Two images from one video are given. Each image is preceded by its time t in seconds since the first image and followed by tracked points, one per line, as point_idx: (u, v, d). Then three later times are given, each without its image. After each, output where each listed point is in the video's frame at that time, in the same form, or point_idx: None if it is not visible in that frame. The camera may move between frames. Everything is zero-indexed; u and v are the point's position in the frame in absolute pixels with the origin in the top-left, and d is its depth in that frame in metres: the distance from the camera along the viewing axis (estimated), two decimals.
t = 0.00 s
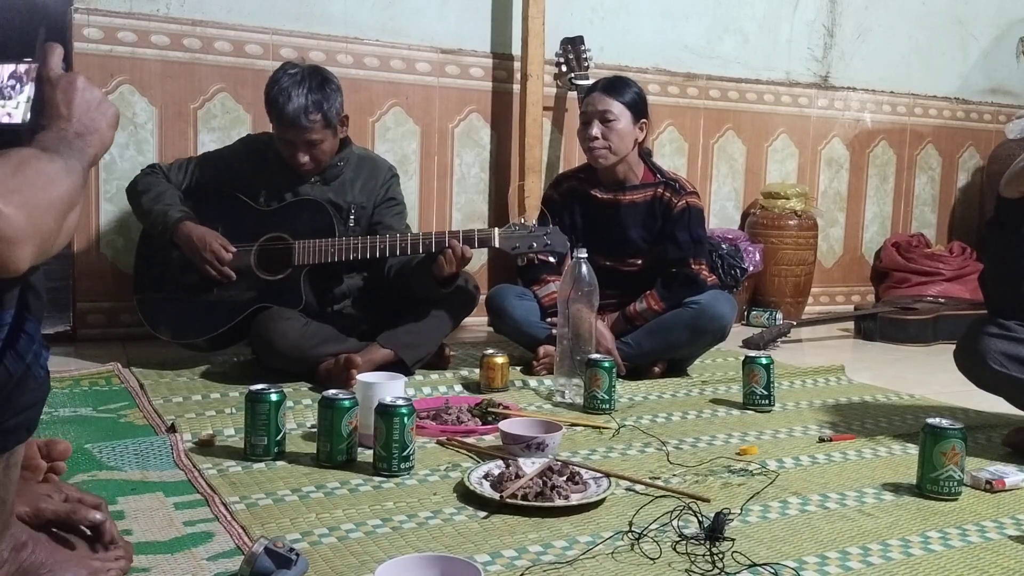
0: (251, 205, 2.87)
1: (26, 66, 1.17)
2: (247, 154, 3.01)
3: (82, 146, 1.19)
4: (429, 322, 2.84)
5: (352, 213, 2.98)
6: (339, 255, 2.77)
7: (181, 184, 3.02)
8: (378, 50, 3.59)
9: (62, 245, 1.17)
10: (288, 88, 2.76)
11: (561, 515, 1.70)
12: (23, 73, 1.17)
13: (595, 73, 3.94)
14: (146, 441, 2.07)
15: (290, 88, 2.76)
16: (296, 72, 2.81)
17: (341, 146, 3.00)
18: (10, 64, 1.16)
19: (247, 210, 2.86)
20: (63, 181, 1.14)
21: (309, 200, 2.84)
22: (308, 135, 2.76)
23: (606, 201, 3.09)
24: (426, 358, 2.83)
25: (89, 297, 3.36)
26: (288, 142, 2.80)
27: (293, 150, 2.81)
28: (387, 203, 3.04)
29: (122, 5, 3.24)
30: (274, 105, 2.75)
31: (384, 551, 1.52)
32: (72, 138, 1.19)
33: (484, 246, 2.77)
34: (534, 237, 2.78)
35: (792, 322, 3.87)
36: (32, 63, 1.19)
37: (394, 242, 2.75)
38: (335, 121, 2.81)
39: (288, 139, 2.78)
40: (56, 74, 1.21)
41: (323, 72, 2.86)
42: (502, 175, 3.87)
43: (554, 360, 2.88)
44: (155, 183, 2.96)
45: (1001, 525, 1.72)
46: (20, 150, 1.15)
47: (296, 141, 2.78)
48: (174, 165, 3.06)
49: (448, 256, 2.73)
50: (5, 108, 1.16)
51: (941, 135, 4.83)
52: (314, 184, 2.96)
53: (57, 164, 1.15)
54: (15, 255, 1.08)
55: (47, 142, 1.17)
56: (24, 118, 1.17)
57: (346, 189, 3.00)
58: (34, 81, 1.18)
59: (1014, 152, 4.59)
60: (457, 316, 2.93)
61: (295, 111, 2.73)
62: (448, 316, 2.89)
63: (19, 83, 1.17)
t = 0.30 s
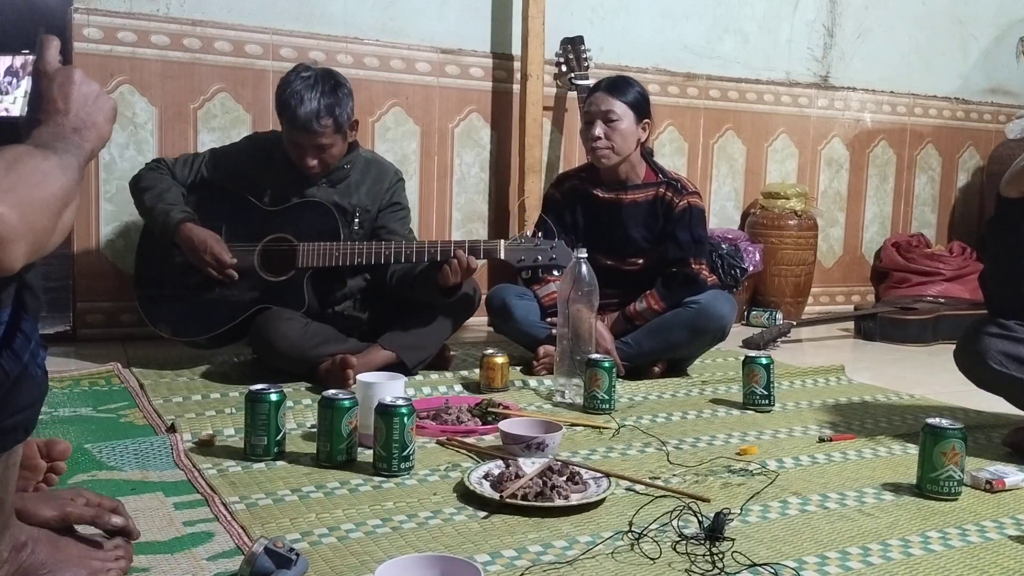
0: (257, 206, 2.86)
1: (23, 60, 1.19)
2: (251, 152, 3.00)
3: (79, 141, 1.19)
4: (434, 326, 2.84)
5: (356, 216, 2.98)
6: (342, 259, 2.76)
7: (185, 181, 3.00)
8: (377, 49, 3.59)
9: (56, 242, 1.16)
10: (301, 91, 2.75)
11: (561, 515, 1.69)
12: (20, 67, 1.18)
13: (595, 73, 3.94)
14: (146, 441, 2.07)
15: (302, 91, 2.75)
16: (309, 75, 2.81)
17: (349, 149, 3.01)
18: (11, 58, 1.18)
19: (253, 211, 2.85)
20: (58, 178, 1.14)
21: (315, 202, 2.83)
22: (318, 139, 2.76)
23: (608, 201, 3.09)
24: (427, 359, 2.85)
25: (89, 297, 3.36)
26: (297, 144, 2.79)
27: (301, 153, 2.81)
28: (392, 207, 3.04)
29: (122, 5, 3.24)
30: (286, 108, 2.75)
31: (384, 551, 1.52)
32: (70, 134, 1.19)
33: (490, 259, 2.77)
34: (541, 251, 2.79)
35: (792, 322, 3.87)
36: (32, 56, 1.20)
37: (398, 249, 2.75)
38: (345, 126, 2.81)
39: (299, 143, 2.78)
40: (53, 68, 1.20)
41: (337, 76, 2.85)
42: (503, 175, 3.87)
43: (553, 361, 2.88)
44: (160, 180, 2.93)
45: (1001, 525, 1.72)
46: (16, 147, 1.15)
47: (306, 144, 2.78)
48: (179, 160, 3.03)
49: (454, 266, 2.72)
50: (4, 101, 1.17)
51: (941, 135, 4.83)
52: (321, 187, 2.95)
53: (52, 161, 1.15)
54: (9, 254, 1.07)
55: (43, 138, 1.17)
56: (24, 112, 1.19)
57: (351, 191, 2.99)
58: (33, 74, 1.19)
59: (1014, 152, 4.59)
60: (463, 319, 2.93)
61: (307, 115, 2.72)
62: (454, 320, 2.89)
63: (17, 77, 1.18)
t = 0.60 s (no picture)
0: (258, 206, 2.86)
1: (19, 56, 1.20)
2: (252, 152, 2.99)
3: (77, 138, 1.19)
4: (432, 325, 2.84)
5: (357, 216, 2.97)
6: (344, 258, 2.75)
7: (187, 180, 2.99)
8: (377, 49, 3.59)
9: (54, 240, 1.16)
10: (303, 89, 2.75)
11: (561, 515, 1.70)
12: (15, 64, 1.19)
13: (595, 73, 3.94)
14: (146, 441, 2.07)
15: (305, 89, 2.75)
16: (311, 74, 2.81)
17: (349, 149, 3.01)
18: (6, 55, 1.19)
19: (253, 211, 2.86)
20: (55, 177, 1.14)
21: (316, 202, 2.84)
22: (320, 138, 2.76)
23: (608, 201, 3.09)
24: (426, 359, 2.84)
25: (89, 297, 3.36)
26: (298, 143, 2.79)
27: (303, 151, 2.81)
28: (393, 208, 3.04)
29: (122, 5, 3.24)
30: (288, 107, 2.75)
31: (384, 551, 1.52)
32: (67, 130, 1.18)
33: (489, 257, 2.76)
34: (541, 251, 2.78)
35: (792, 322, 3.87)
36: (27, 50, 1.20)
37: (398, 249, 2.74)
38: (347, 125, 2.80)
39: (300, 142, 2.78)
40: (49, 62, 1.20)
41: (339, 75, 2.85)
42: (503, 175, 3.87)
43: (553, 360, 2.88)
44: (161, 177, 2.93)
45: (1001, 525, 1.72)
46: (13, 145, 1.15)
47: (307, 143, 2.78)
48: (181, 159, 3.03)
49: (454, 266, 2.72)
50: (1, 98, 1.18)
51: (941, 135, 4.83)
52: (322, 186, 2.95)
53: (49, 160, 1.14)
54: (5, 254, 1.07)
55: (40, 135, 1.17)
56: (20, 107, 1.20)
57: (352, 191, 2.99)
58: (28, 71, 1.20)
59: (1014, 151, 4.59)
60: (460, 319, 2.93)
61: (309, 113, 2.72)
62: (453, 319, 2.90)
63: (11, 74, 1.19)
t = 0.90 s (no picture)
0: (253, 206, 2.86)
1: (19, 55, 1.20)
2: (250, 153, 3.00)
3: (77, 138, 1.19)
4: (432, 320, 2.85)
5: (353, 213, 2.98)
6: (340, 256, 2.77)
7: (181, 185, 3.00)
8: (378, 50, 3.59)
9: (53, 241, 1.15)
10: (292, 89, 2.75)
11: (561, 515, 1.70)
12: (15, 63, 1.20)
13: (595, 74, 3.94)
14: (146, 442, 2.07)
15: (293, 89, 2.75)
16: (300, 73, 2.81)
17: (342, 147, 3.00)
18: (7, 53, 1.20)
19: (249, 212, 2.86)
20: (55, 178, 1.13)
21: (310, 203, 2.84)
22: (310, 137, 2.76)
23: (605, 201, 3.09)
24: (427, 359, 2.83)
25: (89, 297, 3.36)
26: (289, 143, 2.79)
27: (294, 151, 2.81)
28: (388, 204, 3.05)
29: (122, 5, 3.24)
30: (277, 107, 2.75)
31: (384, 551, 1.52)
32: (67, 130, 1.18)
33: (487, 248, 2.76)
34: (537, 241, 2.79)
35: (792, 322, 3.87)
36: (26, 49, 1.21)
37: (395, 243, 2.76)
38: (338, 124, 2.81)
39: (290, 141, 2.78)
40: (50, 62, 1.20)
41: (327, 73, 2.85)
42: (502, 175, 3.87)
43: (554, 361, 2.88)
44: (155, 184, 2.94)
45: (1001, 525, 1.72)
46: (13, 145, 1.15)
47: (298, 142, 2.78)
48: (174, 164, 3.04)
49: (452, 259, 2.75)
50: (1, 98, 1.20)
51: (941, 135, 4.83)
52: (315, 185, 2.95)
53: (50, 160, 1.14)
54: (5, 255, 1.07)
55: (41, 135, 1.17)
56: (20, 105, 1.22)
57: (346, 189, 2.99)
58: (28, 70, 1.21)
59: (1014, 152, 4.59)
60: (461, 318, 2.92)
61: (298, 112, 2.72)
62: (452, 315, 2.89)
63: (12, 73, 1.20)
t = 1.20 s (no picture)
0: (246, 207, 2.88)
1: (20, 56, 1.21)
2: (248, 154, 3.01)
3: (78, 137, 1.18)
4: (428, 314, 2.84)
5: (347, 210, 2.98)
6: (334, 251, 2.76)
7: (175, 190, 3.03)
8: (378, 50, 3.59)
9: (54, 242, 1.15)
10: (278, 87, 2.76)
11: (561, 515, 1.70)
12: (15, 64, 1.20)
13: (595, 74, 3.94)
14: (146, 441, 2.07)
15: (279, 87, 2.76)
16: (285, 71, 2.82)
17: (333, 144, 3.01)
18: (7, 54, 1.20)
19: (243, 214, 2.87)
20: (56, 178, 1.13)
21: (304, 202, 2.84)
22: (299, 133, 2.77)
23: (603, 202, 3.09)
24: (426, 358, 2.83)
25: (89, 297, 3.36)
26: (279, 141, 2.80)
27: (284, 149, 2.81)
28: (382, 199, 3.03)
29: (122, 5, 3.24)
30: (264, 105, 2.75)
31: (384, 551, 1.52)
32: (68, 130, 1.18)
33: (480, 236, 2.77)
34: (529, 226, 2.81)
35: (792, 322, 3.87)
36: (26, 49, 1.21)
37: (387, 236, 2.76)
38: (326, 120, 2.81)
39: (279, 139, 2.78)
40: (50, 61, 1.20)
41: (313, 70, 2.86)
42: (502, 175, 3.87)
43: (553, 360, 2.88)
44: (149, 189, 2.97)
45: (1002, 525, 1.72)
46: (14, 145, 1.15)
47: (287, 140, 2.78)
48: (167, 170, 3.06)
49: (445, 248, 2.75)
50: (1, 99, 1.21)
51: (941, 135, 4.83)
52: (308, 182, 2.96)
53: (50, 161, 1.14)
54: (5, 256, 1.07)
55: (41, 135, 1.16)
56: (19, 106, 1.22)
57: (339, 186, 3.00)
58: (28, 71, 1.21)
59: (1014, 151, 4.59)
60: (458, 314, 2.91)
61: (285, 110, 2.73)
62: (452, 312, 2.89)
63: (12, 75, 1.20)
